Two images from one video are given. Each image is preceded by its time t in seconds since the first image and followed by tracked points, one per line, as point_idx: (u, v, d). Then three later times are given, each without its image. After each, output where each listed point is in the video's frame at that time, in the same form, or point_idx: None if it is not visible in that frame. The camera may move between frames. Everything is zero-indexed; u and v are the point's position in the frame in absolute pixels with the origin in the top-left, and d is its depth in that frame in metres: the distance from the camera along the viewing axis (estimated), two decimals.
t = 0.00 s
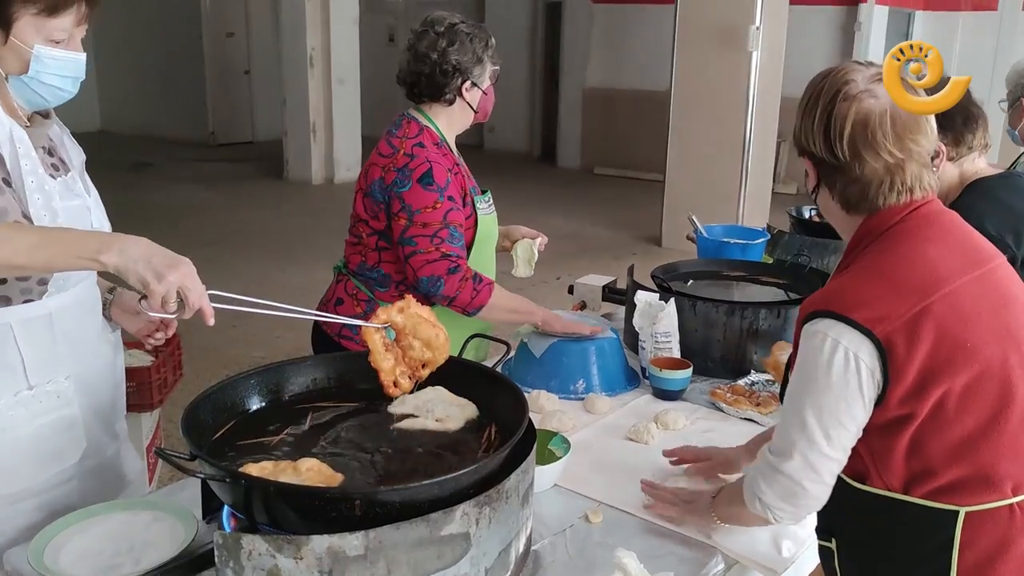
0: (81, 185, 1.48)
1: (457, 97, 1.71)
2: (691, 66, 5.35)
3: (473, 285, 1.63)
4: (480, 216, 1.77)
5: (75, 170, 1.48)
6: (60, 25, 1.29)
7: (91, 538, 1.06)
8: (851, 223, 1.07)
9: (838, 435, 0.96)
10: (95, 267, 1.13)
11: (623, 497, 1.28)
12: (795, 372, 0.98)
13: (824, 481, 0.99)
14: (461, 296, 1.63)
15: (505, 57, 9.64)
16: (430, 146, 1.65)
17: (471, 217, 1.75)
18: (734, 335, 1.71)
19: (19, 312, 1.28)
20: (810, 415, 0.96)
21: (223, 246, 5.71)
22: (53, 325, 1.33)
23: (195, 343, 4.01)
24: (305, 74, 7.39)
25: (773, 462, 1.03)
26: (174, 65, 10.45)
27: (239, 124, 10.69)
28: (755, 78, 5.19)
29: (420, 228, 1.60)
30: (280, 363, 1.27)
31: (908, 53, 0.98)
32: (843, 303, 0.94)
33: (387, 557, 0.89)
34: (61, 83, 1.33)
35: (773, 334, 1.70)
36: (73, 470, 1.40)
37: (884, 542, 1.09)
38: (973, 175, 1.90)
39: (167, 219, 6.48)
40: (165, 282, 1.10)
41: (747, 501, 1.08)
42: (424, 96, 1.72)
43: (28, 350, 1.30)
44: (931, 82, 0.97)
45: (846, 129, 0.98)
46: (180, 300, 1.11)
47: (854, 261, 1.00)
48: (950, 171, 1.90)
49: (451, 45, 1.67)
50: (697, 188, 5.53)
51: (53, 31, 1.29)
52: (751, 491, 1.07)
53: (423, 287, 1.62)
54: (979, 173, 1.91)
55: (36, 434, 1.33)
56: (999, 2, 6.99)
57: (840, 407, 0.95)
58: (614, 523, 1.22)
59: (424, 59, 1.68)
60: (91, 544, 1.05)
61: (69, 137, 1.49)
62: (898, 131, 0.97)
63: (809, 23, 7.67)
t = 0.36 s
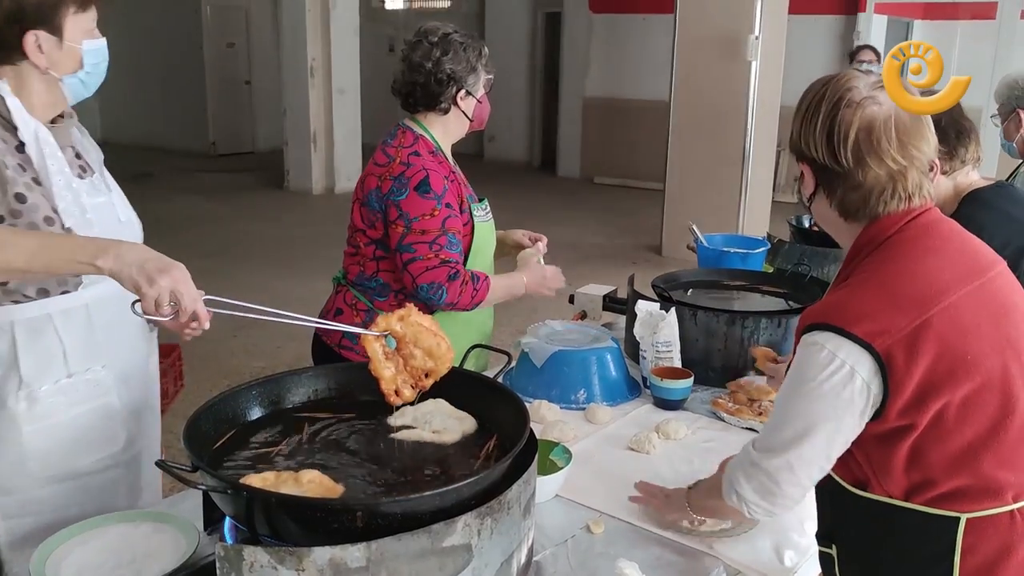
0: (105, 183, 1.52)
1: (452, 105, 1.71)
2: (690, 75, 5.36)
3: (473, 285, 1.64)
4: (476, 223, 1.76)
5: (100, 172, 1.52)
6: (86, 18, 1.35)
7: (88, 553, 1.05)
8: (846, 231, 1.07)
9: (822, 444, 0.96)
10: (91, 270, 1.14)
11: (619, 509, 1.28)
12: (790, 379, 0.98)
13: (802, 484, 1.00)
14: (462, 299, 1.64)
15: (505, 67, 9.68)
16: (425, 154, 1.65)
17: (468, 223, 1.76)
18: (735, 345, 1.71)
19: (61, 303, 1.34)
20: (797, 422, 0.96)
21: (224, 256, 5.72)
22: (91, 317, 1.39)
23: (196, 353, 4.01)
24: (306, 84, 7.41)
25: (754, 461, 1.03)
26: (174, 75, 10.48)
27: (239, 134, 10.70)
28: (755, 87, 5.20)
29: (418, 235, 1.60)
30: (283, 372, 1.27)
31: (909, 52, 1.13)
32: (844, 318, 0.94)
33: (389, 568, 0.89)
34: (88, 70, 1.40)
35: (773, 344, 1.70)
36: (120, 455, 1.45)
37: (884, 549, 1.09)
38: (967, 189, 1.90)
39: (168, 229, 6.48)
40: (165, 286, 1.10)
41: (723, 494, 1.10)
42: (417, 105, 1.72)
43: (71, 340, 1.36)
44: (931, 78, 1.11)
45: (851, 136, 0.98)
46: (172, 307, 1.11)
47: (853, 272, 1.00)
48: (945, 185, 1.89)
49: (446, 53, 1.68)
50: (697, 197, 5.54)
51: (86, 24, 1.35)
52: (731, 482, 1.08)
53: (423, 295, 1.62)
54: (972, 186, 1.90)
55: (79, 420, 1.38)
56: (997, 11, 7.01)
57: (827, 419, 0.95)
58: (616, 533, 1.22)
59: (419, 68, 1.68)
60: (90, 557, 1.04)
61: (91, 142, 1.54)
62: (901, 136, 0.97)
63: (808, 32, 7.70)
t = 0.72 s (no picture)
0: (140, 183, 1.56)
1: (442, 114, 1.72)
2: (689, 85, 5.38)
3: (466, 288, 1.65)
4: (466, 230, 1.77)
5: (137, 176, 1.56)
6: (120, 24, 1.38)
7: (88, 564, 1.05)
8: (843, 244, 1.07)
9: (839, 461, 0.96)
10: (93, 278, 1.15)
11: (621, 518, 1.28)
12: (799, 393, 0.97)
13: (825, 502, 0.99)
14: (456, 304, 1.64)
15: (505, 77, 9.71)
16: (413, 164, 1.66)
17: (458, 231, 1.76)
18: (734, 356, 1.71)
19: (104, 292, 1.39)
20: (808, 440, 0.96)
21: (224, 266, 5.73)
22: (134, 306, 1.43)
23: (197, 363, 4.02)
24: (306, 94, 7.44)
25: (770, 477, 1.03)
26: (175, 86, 10.51)
27: (239, 145, 10.72)
28: (753, 97, 5.22)
29: (408, 244, 1.60)
30: (282, 386, 1.27)
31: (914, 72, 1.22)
32: (848, 328, 0.94)
33: None
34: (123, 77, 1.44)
35: (772, 355, 1.69)
36: (173, 431, 1.51)
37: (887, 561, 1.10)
38: (961, 198, 1.89)
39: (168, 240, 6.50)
40: (165, 287, 1.13)
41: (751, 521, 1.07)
42: (409, 114, 1.72)
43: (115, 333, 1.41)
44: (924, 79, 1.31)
45: (845, 145, 0.98)
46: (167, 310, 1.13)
47: (853, 284, 1.01)
48: (938, 195, 1.90)
49: (436, 62, 1.69)
50: (696, 207, 5.55)
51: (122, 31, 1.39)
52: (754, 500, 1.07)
53: (418, 303, 1.62)
54: (967, 195, 1.90)
55: (131, 401, 1.43)
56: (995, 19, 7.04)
57: (839, 435, 0.95)
58: (615, 544, 1.22)
59: (410, 77, 1.68)
60: (92, 567, 1.05)
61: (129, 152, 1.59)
62: (896, 146, 0.98)
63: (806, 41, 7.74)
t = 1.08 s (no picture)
0: (169, 190, 1.64)
1: (435, 123, 1.73)
2: (688, 93, 5.40)
3: (452, 295, 1.66)
4: (456, 237, 1.78)
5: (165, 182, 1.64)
6: (135, 49, 1.47)
7: (88, 573, 1.06)
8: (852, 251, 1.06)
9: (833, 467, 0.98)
10: (92, 286, 1.16)
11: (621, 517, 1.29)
12: (807, 391, 0.97)
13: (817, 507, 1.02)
14: (442, 310, 1.65)
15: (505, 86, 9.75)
16: (400, 172, 1.66)
17: (448, 238, 1.77)
18: (733, 364, 1.71)
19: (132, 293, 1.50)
20: (805, 444, 0.97)
21: (224, 275, 5.74)
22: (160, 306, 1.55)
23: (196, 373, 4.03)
24: (306, 104, 7.47)
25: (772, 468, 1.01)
26: (176, 95, 10.54)
27: (240, 154, 10.74)
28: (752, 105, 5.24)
29: (394, 251, 1.61)
30: (284, 394, 1.28)
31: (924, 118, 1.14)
32: (853, 337, 0.94)
33: None
34: (140, 99, 1.51)
35: (771, 363, 1.68)
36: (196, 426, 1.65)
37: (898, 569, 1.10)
38: (957, 207, 1.91)
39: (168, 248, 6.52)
40: (157, 295, 1.13)
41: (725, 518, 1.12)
42: (400, 124, 1.73)
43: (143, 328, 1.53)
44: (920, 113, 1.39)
45: (858, 147, 0.98)
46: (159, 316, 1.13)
47: (860, 295, 1.01)
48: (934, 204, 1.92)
49: (427, 72, 1.69)
50: (696, 215, 5.56)
51: (136, 55, 1.47)
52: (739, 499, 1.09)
53: (404, 310, 1.62)
54: (964, 204, 1.92)
55: (161, 396, 1.57)
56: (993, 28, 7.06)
57: (835, 441, 0.96)
58: (613, 553, 1.23)
59: (403, 87, 1.69)
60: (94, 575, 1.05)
61: (157, 158, 1.67)
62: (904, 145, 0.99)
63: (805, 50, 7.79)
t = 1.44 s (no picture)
0: (202, 196, 1.64)
1: (427, 128, 1.74)
2: (689, 99, 5.40)
3: (449, 300, 1.65)
4: (452, 242, 1.78)
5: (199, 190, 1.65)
6: (178, 61, 1.47)
7: None
8: (858, 262, 1.06)
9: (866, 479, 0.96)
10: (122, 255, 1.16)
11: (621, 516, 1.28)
12: (831, 404, 0.96)
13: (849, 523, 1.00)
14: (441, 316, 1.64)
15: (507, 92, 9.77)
16: (394, 178, 1.67)
17: (443, 243, 1.76)
18: (732, 368, 1.72)
19: (166, 292, 1.51)
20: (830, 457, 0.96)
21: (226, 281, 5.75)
22: (189, 305, 1.57)
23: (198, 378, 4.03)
24: (309, 110, 7.48)
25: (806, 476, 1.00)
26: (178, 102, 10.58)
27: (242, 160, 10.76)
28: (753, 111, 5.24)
29: (389, 258, 1.61)
30: (285, 399, 1.29)
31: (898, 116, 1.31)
32: (869, 347, 0.94)
33: None
34: (180, 109, 1.51)
35: (771, 368, 1.70)
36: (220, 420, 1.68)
37: None
38: (965, 210, 1.91)
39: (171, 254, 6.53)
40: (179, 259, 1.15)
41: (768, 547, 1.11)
42: (392, 130, 1.74)
43: (173, 327, 1.54)
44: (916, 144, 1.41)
45: (844, 152, 1.01)
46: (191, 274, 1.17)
47: (869, 305, 1.01)
48: (939, 209, 1.94)
49: (416, 76, 1.69)
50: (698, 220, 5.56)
51: (178, 66, 1.48)
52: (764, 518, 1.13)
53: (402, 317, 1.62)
54: (972, 208, 1.91)
55: (189, 396, 1.59)
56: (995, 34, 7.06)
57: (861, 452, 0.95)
58: (614, 558, 1.23)
59: (393, 94, 1.69)
60: None
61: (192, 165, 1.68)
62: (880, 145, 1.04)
63: (806, 57, 7.80)
